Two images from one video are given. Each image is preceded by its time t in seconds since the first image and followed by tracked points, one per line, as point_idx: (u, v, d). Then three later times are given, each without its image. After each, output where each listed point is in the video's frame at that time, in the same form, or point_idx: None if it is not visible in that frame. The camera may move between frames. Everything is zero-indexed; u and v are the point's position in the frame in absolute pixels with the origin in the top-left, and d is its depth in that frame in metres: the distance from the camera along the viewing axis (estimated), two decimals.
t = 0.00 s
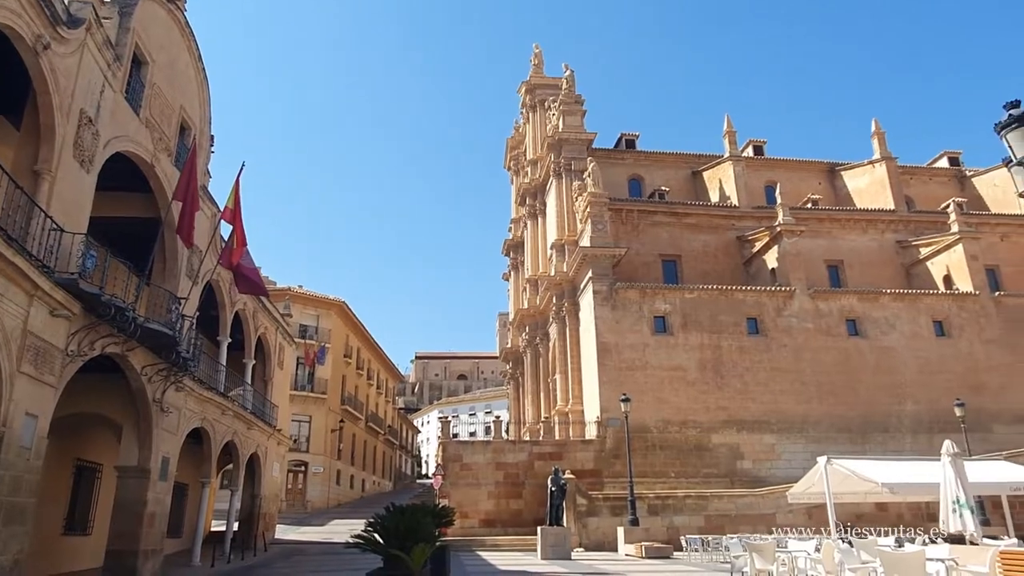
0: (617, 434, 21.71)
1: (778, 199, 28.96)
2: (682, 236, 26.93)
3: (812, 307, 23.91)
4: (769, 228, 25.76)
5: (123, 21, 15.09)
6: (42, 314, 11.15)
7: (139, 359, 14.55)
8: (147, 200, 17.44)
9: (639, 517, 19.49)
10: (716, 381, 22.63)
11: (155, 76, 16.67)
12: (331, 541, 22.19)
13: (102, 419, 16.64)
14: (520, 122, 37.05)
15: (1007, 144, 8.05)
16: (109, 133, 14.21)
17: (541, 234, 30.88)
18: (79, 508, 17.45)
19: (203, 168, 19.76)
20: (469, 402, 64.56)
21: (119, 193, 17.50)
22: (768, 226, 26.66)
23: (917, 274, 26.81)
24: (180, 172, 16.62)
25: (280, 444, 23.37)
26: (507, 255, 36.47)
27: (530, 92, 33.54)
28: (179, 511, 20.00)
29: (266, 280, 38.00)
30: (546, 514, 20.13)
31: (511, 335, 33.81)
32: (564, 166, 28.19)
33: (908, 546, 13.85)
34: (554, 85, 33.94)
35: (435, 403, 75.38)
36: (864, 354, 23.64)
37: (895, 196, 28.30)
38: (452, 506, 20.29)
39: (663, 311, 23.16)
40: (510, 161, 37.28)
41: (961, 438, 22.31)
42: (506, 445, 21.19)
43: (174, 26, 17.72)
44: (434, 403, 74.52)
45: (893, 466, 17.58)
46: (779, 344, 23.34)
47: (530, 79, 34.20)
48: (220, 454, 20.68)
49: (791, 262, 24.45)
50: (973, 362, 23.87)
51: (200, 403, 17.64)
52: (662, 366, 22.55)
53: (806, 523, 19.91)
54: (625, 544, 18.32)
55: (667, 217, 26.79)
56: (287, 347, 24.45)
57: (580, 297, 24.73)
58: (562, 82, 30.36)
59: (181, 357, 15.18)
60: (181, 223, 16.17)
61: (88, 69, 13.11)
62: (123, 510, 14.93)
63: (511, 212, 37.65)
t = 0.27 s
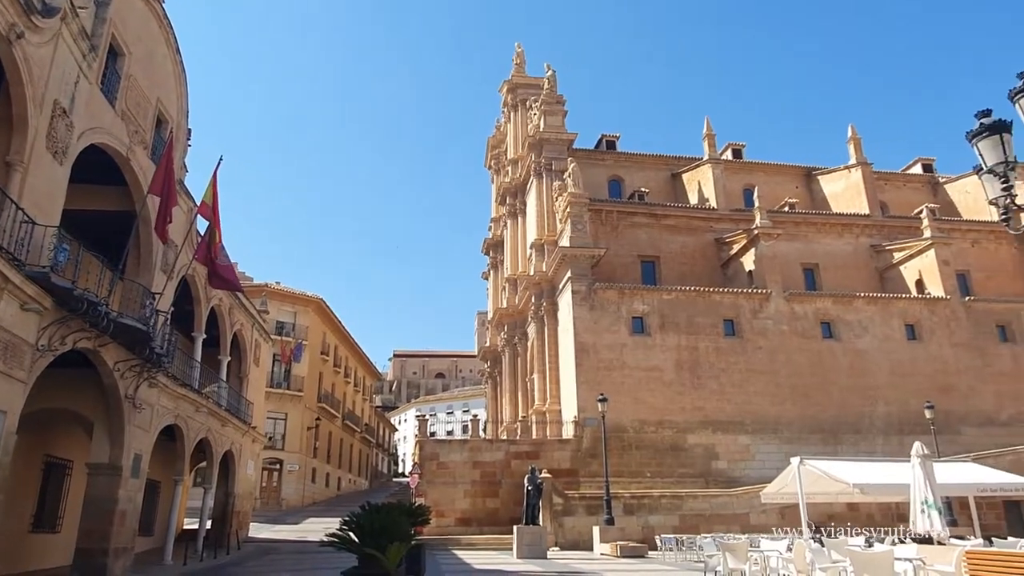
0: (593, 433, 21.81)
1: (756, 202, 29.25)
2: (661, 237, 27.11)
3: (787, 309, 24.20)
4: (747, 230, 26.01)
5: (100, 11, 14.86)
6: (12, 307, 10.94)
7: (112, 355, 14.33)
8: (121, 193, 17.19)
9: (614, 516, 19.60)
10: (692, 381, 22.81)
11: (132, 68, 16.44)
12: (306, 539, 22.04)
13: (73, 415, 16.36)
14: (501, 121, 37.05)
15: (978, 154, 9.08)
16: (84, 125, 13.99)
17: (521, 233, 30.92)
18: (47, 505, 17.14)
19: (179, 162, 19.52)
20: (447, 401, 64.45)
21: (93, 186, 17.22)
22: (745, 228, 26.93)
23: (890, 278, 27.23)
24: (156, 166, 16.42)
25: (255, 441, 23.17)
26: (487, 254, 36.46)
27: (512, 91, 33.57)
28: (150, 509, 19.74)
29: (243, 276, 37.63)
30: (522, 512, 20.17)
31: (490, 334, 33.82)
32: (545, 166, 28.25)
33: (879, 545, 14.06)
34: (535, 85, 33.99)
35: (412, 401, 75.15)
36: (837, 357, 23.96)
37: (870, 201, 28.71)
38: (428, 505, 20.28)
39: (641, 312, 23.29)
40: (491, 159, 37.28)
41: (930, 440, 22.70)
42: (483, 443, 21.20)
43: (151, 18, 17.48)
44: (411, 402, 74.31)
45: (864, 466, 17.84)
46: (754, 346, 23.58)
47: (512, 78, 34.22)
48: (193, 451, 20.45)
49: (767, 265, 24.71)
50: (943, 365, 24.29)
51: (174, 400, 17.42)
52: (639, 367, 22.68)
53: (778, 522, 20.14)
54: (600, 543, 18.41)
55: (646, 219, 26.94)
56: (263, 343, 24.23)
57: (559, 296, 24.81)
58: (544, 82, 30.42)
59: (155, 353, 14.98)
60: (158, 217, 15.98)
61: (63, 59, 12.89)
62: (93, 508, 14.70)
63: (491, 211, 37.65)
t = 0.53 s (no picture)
0: (569, 433, 21.89)
1: (733, 205, 29.54)
2: (638, 239, 27.27)
3: (762, 312, 24.47)
4: (723, 234, 26.25)
5: None
6: None
7: (82, 347, 14.10)
8: (95, 184, 16.92)
9: (588, 516, 19.69)
10: (667, 382, 22.98)
11: (107, 57, 16.17)
12: (278, 536, 21.88)
13: (41, 408, 16.07)
14: (482, 119, 37.04)
15: (950, 163, 9.49)
16: (56, 114, 13.74)
17: (499, 232, 30.93)
18: (13, 499, 16.83)
19: (155, 154, 19.26)
20: (422, 398, 64.32)
21: (66, 175, 16.93)
22: (722, 231, 27.17)
23: (863, 283, 27.64)
24: (131, 157, 16.17)
25: (228, 437, 22.95)
26: (465, 253, 36.42)
27: (493, 90, 33.55)
28: (119, 505, 19.46)
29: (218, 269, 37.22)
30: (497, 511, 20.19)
31: (467, 333, 33.81)
32: (525, 165, 28.29)
33: (846, 546, 14.26)
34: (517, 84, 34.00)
35: (388, 398, 74.87)
36: (810, 360, 24.28)
37: (844, 207, 29.11)
38: (402, 502, 20.25)
39: (618, 313, 23.40)
40: (471, 158, 37.25)
41: (899, 442, 23.08)
42: (458, 442, 21.20)
43: (128, 6, 17.21)
44: (387, 399, 74.03)
45: (835, 468, 18.09)
46: (729, 348, 23.81)
47: (493, 77, 34.20)
48: (164, 446, 20.20)
49: (743, 268, 24.95)
50: (912, 370, 24.71)
51: (145, 394, 17.19)
52: (615, 367, 22.79)
53: (749, 523, 20.36)
54: (574, 542, 18.50)
55: (625, 220, 27.07)
56: (237, 338, 24.00)
57: (536, 296, 24.86)
58: (525, 81, 30.45)
59: (126, 346, 14.76)
60: (134, 209, 15.76)
61: (36, 46, 12.65)
62: (61, 502, 14.48)
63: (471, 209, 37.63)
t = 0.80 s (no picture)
0: (539, 432, 21.96)
1: (705, 207, 29.84)
2: (611, 239, 27.43)
3: (732, 313, 24.77)
4: (695, 235, 26.52)
5: None
6: None
7: (44, 343, 13.78)
8: (60, 176, 16.54)
9: (558, 515, 19.77)
10: (638, 382, 23.15)
11: (74, 46, 15.82)
12: (245, 535, 21.62)
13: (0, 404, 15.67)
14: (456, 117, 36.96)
15: (914, 169, 9.80)
16: (20, 103, 13.41)
17: (473, 230, 30.90)
18: None
19: (123, 145, 18.90)
20: (393, 397, 64.03)
21: (29, 166, 16.52)
22: (694, 233, 27.45)
23: (830, 285, 28.12)
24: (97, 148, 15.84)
25: (194, 435, 22.61)
26: (439, 251, 36.32)
27: (468, 88, 33.51)
28: (81, 503, 19.07)
29: (187, 265, 36.66)
30: (467, 510, 20.18)
31: (439, 331, 33.73)
32: (499, 164, 28.29)
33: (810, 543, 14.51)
34: (492, 82, 33.99)
35: (359, 396, 74.37)
36: (777, 360, 24.64)
37: (813, 211, 29.58)
38: (371, 501, 20.17)
39: (590, 312, 23.53)
40: (446, 156, 37.15)
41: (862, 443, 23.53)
42: (429, 440, 21.15)
43: None
44: (357, 397, 73.52)
45: (801, 468, 18.38)
46: (699, 348, 24.05)
47: (469, 75, 34.13)
48: (129, 444, 19.84)
49: (714, 269, 25.23)
50: (876, 371, 25.21)
51: (110, 391, 16.86)
52: (586, 367, 22.91)
53: (716, 521, 20.60)
54: (543, 541, 18.57)
55: (598, 220, 27.21)
56: (205, 334, 23.66)
57: (509, 295, 24.89)
58: (500, 80, 30.45)
59: (90, 342, 14.46)
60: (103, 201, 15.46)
61: None
62: (20, 502, 14.13)
63: (444, 207, 37.53)
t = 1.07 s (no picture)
0: (508, 431, 21.99)
1: (674, 209, 30.14)
2: (582, 240, 27.57)
3: (699, 315, 25.06)
4: (664, 237, 26.77)
5: None
6: None
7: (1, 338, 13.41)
8: (19, 167, 16.12)
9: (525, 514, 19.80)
10: (606, 382, 23.30)
11: (36, 35, 15.42)
12: (208, 536, 21.30)
13: None
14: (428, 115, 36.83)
15: (877, 176, 9.98)
16: None
17: (444, 229, 30.82)
18: None
19: (85, 137, 18.48)
20: (362, 395, 63.59)
21: None
22: (663, 235, 27.71)
23: (795, 288, 28.60)
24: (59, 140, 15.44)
25: (156, 433, 22.21)
26: (409, 249, 36.15)
27: (441, 86, 33.43)
28: (37, 503, 18.58)
29: (151, 260, 35.99)
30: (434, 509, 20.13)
31: (409, 330, 33.58)
32: (471, 163, 28.27)
33: (773, 542, 14.71)
34: (465, 81, 33.94)
35: (326, 395, 73.71)
36: (743, 362, 24.98)
37: (780, 215, 30.04)
38: (338, 501, 20.04)
39: (559, 312, 23.62)
40: (417, 154, 37.00)
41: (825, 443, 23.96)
42: (397, 439, 21.07)
43: None
44: (325, 396, 72.85)
45: (765, 467, 18.65)
46: (667, 349, 24.28)
47: (441, 73, 34.03)
48: (88, 443, 19.39)
49: (683, 271, 25.48)
50: (839, 373, 25.69)
51: (69, 388, 16.45)
52: (556, 367, 22.98)
53: (682, 520, 20.81)
54: (511, 541, 18.59)
55: (568, 221, 27.32)
56: (169, 331, 23.24)
57: (479, 294, 24.87)
58: (473, 79, 30.42)
59: (49, 338, 14.11)
60: (65, 194, 15.10)
61: None
62: None
63: (415, 206, 37.37)
